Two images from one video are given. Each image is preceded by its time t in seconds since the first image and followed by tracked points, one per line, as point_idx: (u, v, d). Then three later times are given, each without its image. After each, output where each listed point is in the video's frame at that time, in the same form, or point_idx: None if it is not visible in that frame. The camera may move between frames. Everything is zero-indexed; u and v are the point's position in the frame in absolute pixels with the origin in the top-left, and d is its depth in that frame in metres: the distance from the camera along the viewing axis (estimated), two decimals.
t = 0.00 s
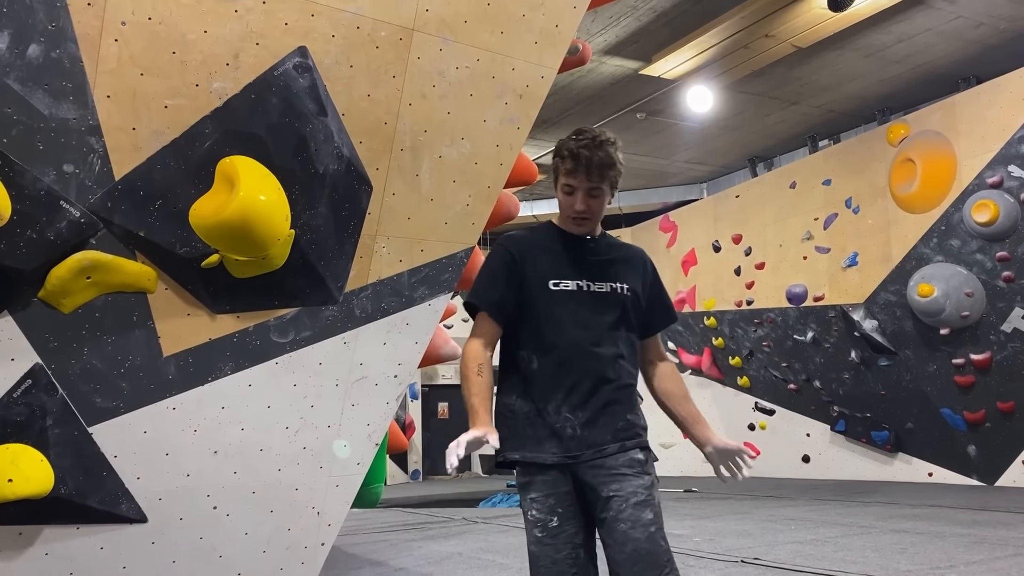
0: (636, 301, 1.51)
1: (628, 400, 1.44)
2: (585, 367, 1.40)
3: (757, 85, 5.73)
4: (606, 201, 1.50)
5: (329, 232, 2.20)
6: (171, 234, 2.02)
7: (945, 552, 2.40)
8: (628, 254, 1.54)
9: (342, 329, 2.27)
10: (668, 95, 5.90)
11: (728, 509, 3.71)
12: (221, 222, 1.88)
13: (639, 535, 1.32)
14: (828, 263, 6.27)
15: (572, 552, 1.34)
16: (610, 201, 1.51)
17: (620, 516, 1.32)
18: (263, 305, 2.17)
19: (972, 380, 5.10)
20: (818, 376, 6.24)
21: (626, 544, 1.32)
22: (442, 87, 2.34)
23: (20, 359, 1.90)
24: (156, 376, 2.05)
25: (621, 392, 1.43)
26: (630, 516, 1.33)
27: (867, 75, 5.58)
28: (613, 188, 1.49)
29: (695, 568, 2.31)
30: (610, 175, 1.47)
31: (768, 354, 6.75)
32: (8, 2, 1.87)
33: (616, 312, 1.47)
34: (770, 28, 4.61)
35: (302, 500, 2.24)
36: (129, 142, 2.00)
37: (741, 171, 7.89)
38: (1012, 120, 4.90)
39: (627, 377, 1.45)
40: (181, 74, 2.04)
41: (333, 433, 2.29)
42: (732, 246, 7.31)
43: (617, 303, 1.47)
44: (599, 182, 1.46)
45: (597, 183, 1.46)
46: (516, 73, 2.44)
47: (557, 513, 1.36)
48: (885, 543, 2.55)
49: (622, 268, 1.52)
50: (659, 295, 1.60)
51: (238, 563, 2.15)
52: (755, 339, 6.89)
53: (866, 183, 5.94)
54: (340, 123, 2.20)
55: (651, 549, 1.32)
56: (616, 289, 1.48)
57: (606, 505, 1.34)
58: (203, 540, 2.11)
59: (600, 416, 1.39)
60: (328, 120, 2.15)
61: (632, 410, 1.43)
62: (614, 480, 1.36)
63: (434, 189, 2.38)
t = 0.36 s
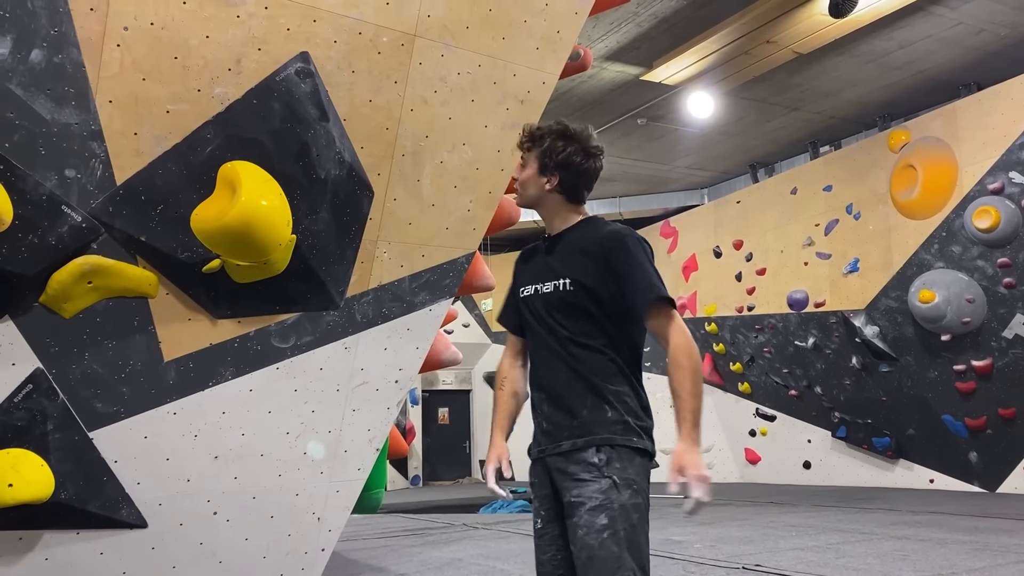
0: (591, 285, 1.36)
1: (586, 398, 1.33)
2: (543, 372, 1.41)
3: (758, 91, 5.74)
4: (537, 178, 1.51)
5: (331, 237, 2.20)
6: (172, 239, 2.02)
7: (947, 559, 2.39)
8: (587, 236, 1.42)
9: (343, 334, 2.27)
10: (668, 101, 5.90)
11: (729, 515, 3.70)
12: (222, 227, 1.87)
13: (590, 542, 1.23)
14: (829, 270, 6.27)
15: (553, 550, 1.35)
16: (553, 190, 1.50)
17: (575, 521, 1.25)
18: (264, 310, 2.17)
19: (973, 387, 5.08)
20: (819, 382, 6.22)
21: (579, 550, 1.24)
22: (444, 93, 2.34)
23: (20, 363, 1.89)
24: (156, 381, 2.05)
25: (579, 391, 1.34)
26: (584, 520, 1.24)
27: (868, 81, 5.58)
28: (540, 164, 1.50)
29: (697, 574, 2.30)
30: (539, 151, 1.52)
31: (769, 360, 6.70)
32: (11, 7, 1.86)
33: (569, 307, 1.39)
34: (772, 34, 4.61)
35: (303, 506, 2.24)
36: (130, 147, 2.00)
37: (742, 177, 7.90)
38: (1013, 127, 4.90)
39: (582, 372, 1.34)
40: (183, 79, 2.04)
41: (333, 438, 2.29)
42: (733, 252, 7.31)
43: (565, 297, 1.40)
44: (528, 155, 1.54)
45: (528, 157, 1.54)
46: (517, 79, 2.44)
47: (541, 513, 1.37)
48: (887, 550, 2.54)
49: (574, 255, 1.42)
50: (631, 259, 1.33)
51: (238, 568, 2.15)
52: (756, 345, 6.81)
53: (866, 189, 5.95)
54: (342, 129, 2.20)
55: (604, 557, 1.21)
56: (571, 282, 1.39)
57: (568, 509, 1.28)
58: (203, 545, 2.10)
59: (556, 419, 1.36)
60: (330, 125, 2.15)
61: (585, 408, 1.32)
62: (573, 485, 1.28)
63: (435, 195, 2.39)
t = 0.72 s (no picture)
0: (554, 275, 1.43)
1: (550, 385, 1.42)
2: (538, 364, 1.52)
3: (760, 94, 5.74)
4: (554, 168, 1.56)
5: (333, 240, 2.20)
6: (175, 242, 2.03)
7: (949, 563, 2.39)
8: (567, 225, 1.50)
9: (345, 337, 2.28)
10: (670, 104, 5.91)
11: (731, 519, 3.71)
12: (226, 230, 1.88)
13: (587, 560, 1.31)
14: (831, 273, 6.27)
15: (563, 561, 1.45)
16: (570, 178, 1.54)
17: (573, 539, 1.34)
18: (267, 313, 2.17)
19: (975, 391, 5.08)
20: (821, 386, 6.24)
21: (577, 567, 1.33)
22: (447, 97, 2.34)
23: (23, 366, 1.90)
24: (159, 384, 2.05)
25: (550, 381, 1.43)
26: (582, 538, 1.33)
27: (869, 85, 5.58)
28: (556, 154, 1.55)
29: None
30: (556, 143, 1.57)
31: (771, 363, 6.67)
32: (14, 10, 1.86)
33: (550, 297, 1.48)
34: (774, 37, 4.62)
35: (304, 509, 2.24)
36: (133, 150, 2.01)
37: (743, 180, 7.91)
38: (1014, 131, 4.90)
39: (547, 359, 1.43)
40: (186, 82, 2.05)
41: (335, 441, 2.29)
42: (734, 256, 7.31)
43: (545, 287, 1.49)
44: (547, 147, 1.59)
45: (547, 150, 1.60)
46: (519, 82, 2.45)
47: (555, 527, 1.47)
48: (889, 554, 2.54)
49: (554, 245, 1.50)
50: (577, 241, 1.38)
51: (240, 572, 2.15)
52: (758, 349, 6.78)
53: (868, 192, 5.95)
54: (345, 132, 2.20)
55: None
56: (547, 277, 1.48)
57: (565, 524, 1.37)
58: (205, 549, 2.10)
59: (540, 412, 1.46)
60: (333, 128, 2.15)
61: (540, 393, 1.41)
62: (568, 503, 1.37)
63: (437, 198, 2.39)
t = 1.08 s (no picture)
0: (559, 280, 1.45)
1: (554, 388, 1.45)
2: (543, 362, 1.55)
3: (761, 95, 5.74)
4: (569, 168, 1.57)
5: (335, 242, 2.20)
6: (178, 243, 2.03)
7: (952, 565, 2.39)
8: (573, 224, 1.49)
9: (347, 338, 2.28)
10: (672, 105, 5.91)
11: (732, 520, 3.71)
12: (228, 231, 1.88)
13: (592, 561, 1.32)
14: (833, 274, 6.26)
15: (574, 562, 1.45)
16: (588, 175, 1.55)
17: (576, 543, 1.35)
18: (269, 314, 2.17)
19: (978, 392, 5.08)
20: (823, 387, 6.21)
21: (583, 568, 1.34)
22: (449, 97, 2.34)
23: (26, 367, 1.90)
24: (162, 385, 2.06)
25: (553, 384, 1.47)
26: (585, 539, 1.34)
27: (871, 86, 5.58)
28: (570, 153, 1.56)
29: None
30: (567, 143, 1.58)
31: (772, 364, 6.66)
32: (16, 12, 1.86)
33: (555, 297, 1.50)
34: (775, 39, 4.62)
35: (306, 510, 2.24)
36: (136, 151, 2.01)
37: (745, 181, 7.91)
38: (1016, 132, 4.91)
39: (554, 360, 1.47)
40: (189, 83, 2.05)
41: (338, 442, 2.29)
42: (736, 257, 7.31)
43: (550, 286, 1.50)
44: (557, 148, 1.59)
45: (557, 150, 1.60)
46: (522, 84, 2.45)
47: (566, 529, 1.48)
48: (891, 555, 2.54)
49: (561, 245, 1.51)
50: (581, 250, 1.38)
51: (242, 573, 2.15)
52: (760, 350, 6.79)
53: (869, 194, 5.95)
54: (347, 133, 2.20)
55: None
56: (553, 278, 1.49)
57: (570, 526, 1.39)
58: (207, 550, 2.10)
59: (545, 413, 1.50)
60: (335, 130, 2.15)
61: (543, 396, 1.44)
62: (572, 505, 1.39)
63: (439, 199, 2.39)
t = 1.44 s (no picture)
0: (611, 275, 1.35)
1: (587, 389, 1.35)
2: (564, 360, 1.43)
3: (765, 93, 5.73)
4: (588, 159, 1.50)
5: (338, 242, 2.20)
6: (181, 243, 2.03)
7: (957, 563, 2.38)
8: (619, 222, 1.41)
9: (351, 337, 2.28)
10: (676, 104, 5.90)
11: (736, 518, 3.70)
12: (230, 231, 1.88)
13: (595, 558, 1.28)
14: (838, 273, 6.26)
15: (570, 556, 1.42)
16: (607, 165, 1.49)
17: (582, 539, 1.31)
18: (273, 314, 2.17)
19: (982, 391, 5.07)
20: (826, 386, 6.21)
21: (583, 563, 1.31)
22: (452, 96, 2.34)
23: (31, 366, 1.91)
24: (166, 384, 2.06)
25: (585, 385, 1.36)
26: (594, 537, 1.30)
27: (876, 84, 5.57)
28: (591, 144, 1.49)
29: None
30: (586, 135, 1.51)
31: (777, 363, 6.62)
32: (19, 12, 1.86)
33: (593, 293, 1.39)
34: (779, 37, 4.61)
35: (311, 509, 2.24)
36: (139, 151, 2.02)
37: (749, 180, 7.90)
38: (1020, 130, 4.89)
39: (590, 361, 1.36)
40: (192, 83, 2.05)
41: (341, 442, 2.29)
42: (740, 255, 7.31)
43: (589, 282, 1.39)
44: (576, 140, 1.53)
45: (574, 143, 1.53)
46: (525, 82, 2.45)
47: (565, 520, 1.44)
48: (895, 554, 2.53)
49: (604, 242, 1.41)
50: (648, 251, 1.28)
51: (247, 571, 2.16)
52: (764, 348, 6.72)
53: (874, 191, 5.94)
54: (350, 132, 2.20)
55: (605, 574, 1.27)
56: (597, 272, 1.38)
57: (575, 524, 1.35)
58: (211, 548, 2.11)
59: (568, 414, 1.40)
60: (338, 129, 2.15)
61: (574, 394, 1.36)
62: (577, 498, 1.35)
63: (443, 198, 2.39)
